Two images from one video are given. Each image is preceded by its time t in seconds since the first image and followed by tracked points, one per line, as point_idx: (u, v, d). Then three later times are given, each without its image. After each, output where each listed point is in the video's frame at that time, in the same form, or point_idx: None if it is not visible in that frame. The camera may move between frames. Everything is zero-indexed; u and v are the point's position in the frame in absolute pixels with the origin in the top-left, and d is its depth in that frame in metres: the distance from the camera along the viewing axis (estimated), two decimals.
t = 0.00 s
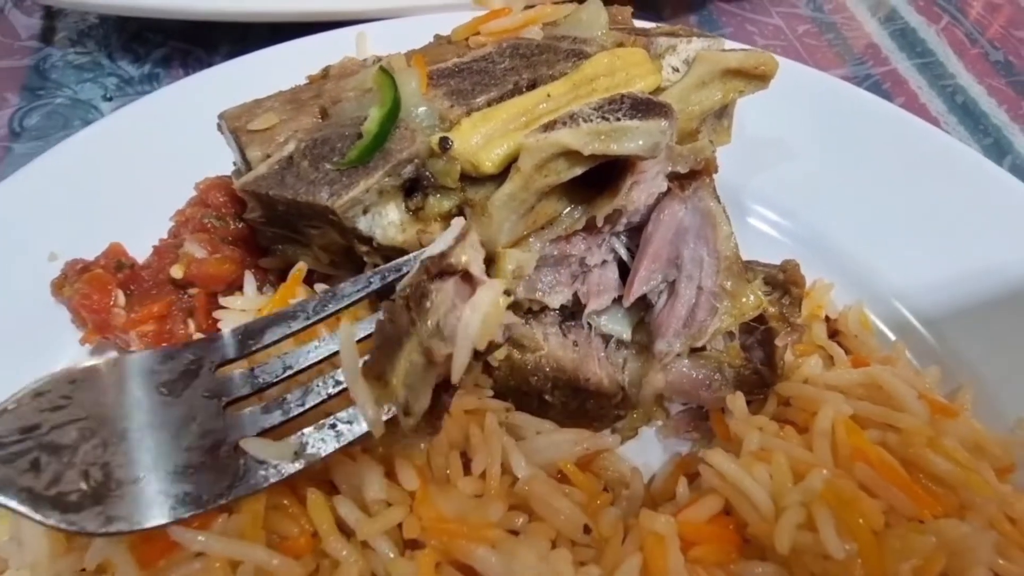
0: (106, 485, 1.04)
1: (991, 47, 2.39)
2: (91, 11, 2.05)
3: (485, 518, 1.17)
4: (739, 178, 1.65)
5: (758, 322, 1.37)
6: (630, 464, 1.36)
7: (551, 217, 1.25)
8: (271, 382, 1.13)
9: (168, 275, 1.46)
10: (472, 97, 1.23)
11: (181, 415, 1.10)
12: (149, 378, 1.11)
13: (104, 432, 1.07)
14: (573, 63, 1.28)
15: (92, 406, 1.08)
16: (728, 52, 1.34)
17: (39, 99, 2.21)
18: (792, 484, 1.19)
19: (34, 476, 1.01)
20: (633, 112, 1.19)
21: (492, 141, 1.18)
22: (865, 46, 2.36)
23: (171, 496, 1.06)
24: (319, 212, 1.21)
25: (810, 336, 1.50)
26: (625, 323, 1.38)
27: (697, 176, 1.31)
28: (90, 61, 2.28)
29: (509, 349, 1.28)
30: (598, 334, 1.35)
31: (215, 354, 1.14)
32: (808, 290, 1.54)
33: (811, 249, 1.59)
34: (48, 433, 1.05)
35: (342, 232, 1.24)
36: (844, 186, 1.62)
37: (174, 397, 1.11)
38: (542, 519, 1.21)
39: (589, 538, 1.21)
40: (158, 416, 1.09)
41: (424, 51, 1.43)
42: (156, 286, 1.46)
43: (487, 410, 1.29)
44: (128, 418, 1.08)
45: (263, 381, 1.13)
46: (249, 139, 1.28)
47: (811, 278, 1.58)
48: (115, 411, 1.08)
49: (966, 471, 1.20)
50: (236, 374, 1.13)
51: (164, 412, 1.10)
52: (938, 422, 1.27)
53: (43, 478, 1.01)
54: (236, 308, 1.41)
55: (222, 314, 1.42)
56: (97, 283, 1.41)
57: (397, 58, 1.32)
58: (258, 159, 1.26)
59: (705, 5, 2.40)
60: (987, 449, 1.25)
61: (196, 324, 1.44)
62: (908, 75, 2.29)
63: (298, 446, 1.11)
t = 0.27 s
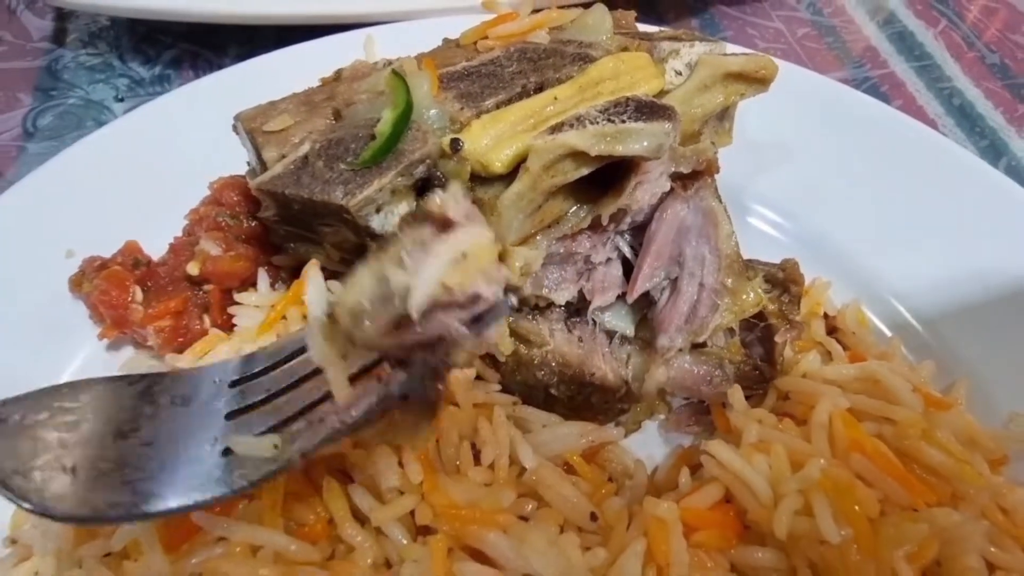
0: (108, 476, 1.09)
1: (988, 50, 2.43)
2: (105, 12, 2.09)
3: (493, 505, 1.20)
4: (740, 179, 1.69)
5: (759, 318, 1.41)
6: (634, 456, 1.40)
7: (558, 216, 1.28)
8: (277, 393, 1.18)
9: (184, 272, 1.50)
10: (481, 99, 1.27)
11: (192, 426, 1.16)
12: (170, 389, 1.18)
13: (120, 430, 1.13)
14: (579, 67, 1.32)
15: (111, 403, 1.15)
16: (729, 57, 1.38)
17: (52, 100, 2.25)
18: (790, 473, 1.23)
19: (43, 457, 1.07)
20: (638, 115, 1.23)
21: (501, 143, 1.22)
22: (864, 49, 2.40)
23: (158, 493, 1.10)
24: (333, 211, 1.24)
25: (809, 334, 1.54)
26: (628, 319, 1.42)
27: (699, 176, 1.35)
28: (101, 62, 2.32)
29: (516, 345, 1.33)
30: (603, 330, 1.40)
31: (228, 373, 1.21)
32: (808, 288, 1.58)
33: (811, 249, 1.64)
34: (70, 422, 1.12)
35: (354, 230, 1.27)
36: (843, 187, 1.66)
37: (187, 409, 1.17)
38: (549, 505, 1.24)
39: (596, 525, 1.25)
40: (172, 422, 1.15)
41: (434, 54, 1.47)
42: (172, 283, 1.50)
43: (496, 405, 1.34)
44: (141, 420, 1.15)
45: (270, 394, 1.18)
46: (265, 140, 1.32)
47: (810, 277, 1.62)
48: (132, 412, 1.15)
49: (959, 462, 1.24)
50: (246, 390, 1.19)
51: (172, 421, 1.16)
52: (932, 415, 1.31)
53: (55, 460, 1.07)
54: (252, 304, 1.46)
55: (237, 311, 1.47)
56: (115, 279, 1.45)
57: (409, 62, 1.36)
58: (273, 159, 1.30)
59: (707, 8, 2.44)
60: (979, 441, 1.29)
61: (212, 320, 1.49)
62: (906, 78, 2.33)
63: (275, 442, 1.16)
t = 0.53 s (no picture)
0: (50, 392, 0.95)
1: (987, 50, 2.47)
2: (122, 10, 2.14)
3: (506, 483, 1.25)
4: (745, 174, 1.73)
5: (762, 308, 1.46)
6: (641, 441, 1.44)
7: (568, 207, 1.32)
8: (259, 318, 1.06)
9: (204, 262, 1.54)
10: (495, 94, 1.30)
11: (166, 359, 1.00)
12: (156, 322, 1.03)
13: (93, 352, 0.99)
14: (589, 62, 1.35)
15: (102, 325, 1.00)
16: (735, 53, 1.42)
17: (68, 96, 2.29)
18: (793, 453, 1.26)
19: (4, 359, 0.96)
20: (647, 108, 1.27)
21: (514, 135, 1.25)
22: (865, 48, 2.44)
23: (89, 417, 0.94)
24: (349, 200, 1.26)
25: (811, 324, 1.59)
26: (635, 309, 1.47)
27: (706, 169, 1.39)
28: (116, 59, 2.37)
29: (527, 333, 1.40)
30: (610, 320, 1.44)
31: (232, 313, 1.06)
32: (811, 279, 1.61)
33: (814, 244, 1.68)
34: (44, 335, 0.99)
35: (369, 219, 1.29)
36: (847, 184, 1.70)
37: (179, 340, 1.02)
38: (561, 484, 1.29)
39: (606, 504, 1.29)
40: (145, 350, 1.00)
41: (447, 51, 1.51)
42: (192, 272, 1.54)
43: (507, 390, 1.34)
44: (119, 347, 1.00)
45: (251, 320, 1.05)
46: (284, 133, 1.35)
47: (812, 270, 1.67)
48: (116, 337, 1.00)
49: (956, 445, 1.28)
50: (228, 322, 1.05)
51: (162, 356, 1.01)
52: (930, 399, 1.35)
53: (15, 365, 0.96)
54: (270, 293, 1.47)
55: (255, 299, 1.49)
56: (138, 268, 1.51)
57: (423, 58, 1.40)
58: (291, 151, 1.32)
59: (711, 7, 2.49)
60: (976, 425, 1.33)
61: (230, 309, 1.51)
62: (906, 77, 2.37)
63: (243, 347, 1.01)
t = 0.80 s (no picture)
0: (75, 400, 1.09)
1: (980, 58, 2.51)
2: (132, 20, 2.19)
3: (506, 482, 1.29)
4: (740, 182, 1.77)
5: (756, 313, 1.50)
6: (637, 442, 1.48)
7: (567, 215, 1.37)
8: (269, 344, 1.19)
9: (214, 267, 1.59)
10: (496, 105, 1.35)
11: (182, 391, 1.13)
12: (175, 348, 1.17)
13: (117, 367, 1.13)
14: (587, 75, 1.39)
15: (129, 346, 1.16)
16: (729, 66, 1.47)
17: (78, 103, 2.34)
18: (783, 453, 1.31)
19: (34, 371, 1.11)
20: (643, 120, 1.32)
21: (514, 146, 1.30)
22: (860, 56, 2.48)
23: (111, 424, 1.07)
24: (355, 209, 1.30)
25: (804, 328, 1.63)
26: (632, 313, 1.51)
27: (701, 177, 1.44)
28: (125, 66, 2.41)
29: (527, 337, 1.44)
30: (608, 324, 1.49)
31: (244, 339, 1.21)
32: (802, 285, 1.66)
33: (807, 249, 1.72)
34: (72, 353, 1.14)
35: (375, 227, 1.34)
36: (840, 190, 1.74)
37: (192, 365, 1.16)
38: (559, 482, 1.33)
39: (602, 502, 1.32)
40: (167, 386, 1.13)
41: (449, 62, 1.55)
42: (202, 278, 1.59)
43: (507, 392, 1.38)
44: (140, 362, 1.15)
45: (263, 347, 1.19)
46: (293, 143, 1.40)
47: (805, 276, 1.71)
48: (141, 357, 1.15)
49: (941, 446, 1.32)
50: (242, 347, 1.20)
51: (179, 375, 1.15)
52: (917, 402, 1.39)
53: (43, 377, 1.10)
54: (278, 297, 1.53)
55: (263, 303, 1.54)
56: (150, 274, 1.54)
57: (426, 70, 1.44)
58: (300, 161, 1.38)
59: (708, 15, 2.53)
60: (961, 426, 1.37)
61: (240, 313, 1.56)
62: (900, 84, 2.41)
63: (256, 369, 1.16)
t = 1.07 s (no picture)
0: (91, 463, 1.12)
1: (975, 65, 2.53)
2: (134, 30, 2.21)
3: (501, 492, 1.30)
4: (735, 191, 1.79)
5: (749, 323, 1.51)
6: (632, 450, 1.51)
7: (562, 227, 1.39)
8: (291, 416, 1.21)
9: (215, 277, 1.60)
10: (492, 119, 1.37)
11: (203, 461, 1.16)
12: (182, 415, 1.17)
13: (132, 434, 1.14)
14: (582, 89, 1.42)
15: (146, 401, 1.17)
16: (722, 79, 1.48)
17: (80, 112, 2.37)
18: (774, 463, 1.33)
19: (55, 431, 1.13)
20: (636, 135, 1.34)
21: (510, 160, 1.32)
22: (856, 63, 2.50)
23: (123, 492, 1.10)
24: (356, 222, 1.35)
25: (798, 337, 1.65)
26: (627, 322, 1.53)
27: (694, 190, 1.47)
28: (126, 75, 2.44)
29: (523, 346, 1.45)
30: (604, 333, 1.50)
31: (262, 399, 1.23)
32: (797, 293, 1.67)
33: (801, 258, 1.74)
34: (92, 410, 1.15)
35: (376, 240, 1.38)
36: (834, 198, 1.76)
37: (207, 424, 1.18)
38: (554, 492, 1.34)
39: (597, 512, 1.34)
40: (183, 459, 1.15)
41: (446, 75, 1.57)
42: (203, 288, 1.61)
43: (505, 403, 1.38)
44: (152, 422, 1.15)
45: (284, 418, 1.21)
46: (293, 156, 1.42)
47: (798, 284, 1.73)
48: (156, 412, 1.16)
49: (932, 456, 1.34)
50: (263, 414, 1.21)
51: (196, 432, 1.17)
52: (908, 412, 1.41)
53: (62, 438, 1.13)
54: (277, 306, 1.56)
55: (263, 313, 1.57)
56: (152, 285, 1.57)
57: (423, 83, 1.46)
58: (300, 174, 1.41)
59: (705, 23, 2.55)
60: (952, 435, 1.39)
61: (241, 322, 1.60)
62: (895, 91, 2.43)
63: (279, 449, 1.18)
